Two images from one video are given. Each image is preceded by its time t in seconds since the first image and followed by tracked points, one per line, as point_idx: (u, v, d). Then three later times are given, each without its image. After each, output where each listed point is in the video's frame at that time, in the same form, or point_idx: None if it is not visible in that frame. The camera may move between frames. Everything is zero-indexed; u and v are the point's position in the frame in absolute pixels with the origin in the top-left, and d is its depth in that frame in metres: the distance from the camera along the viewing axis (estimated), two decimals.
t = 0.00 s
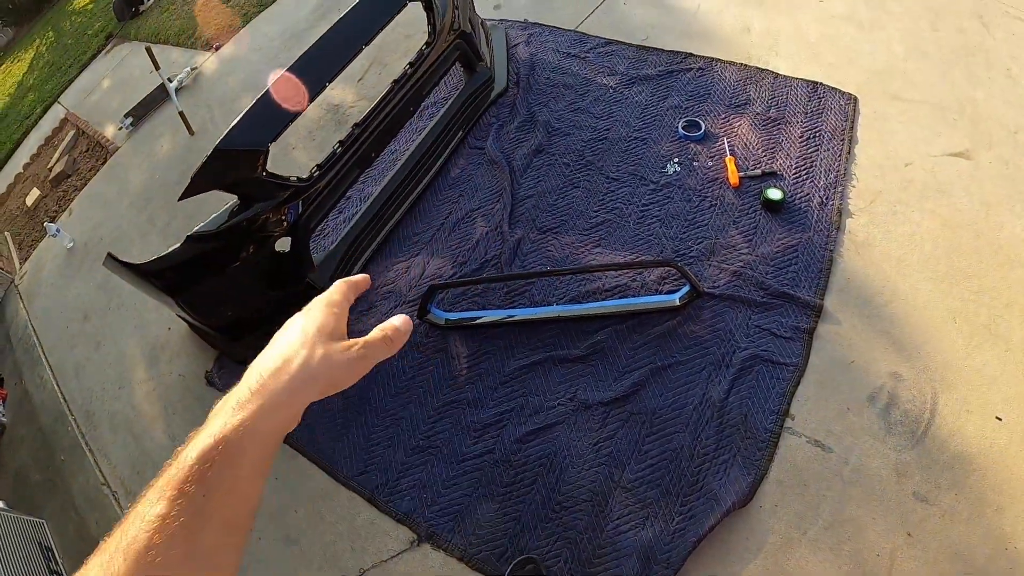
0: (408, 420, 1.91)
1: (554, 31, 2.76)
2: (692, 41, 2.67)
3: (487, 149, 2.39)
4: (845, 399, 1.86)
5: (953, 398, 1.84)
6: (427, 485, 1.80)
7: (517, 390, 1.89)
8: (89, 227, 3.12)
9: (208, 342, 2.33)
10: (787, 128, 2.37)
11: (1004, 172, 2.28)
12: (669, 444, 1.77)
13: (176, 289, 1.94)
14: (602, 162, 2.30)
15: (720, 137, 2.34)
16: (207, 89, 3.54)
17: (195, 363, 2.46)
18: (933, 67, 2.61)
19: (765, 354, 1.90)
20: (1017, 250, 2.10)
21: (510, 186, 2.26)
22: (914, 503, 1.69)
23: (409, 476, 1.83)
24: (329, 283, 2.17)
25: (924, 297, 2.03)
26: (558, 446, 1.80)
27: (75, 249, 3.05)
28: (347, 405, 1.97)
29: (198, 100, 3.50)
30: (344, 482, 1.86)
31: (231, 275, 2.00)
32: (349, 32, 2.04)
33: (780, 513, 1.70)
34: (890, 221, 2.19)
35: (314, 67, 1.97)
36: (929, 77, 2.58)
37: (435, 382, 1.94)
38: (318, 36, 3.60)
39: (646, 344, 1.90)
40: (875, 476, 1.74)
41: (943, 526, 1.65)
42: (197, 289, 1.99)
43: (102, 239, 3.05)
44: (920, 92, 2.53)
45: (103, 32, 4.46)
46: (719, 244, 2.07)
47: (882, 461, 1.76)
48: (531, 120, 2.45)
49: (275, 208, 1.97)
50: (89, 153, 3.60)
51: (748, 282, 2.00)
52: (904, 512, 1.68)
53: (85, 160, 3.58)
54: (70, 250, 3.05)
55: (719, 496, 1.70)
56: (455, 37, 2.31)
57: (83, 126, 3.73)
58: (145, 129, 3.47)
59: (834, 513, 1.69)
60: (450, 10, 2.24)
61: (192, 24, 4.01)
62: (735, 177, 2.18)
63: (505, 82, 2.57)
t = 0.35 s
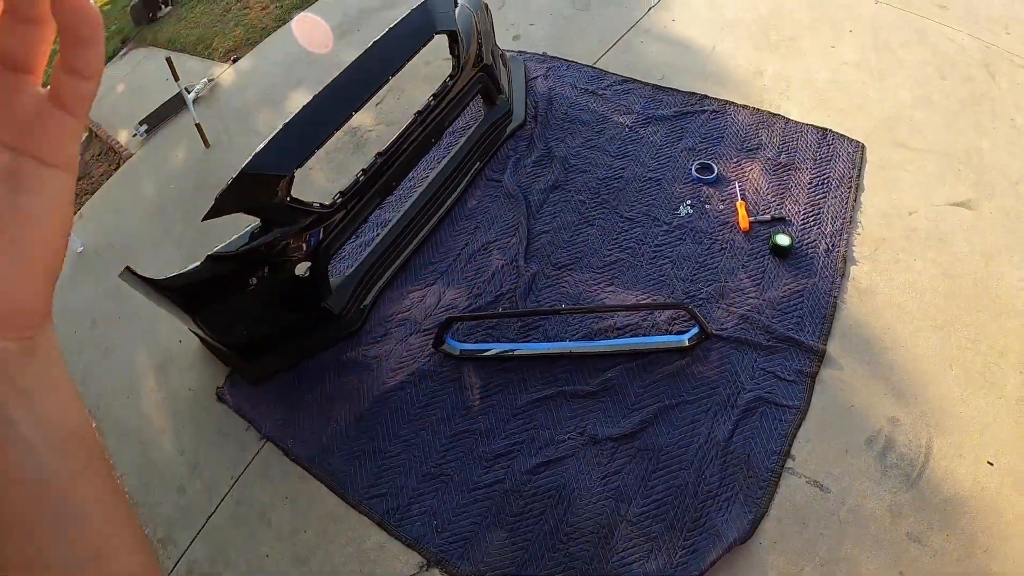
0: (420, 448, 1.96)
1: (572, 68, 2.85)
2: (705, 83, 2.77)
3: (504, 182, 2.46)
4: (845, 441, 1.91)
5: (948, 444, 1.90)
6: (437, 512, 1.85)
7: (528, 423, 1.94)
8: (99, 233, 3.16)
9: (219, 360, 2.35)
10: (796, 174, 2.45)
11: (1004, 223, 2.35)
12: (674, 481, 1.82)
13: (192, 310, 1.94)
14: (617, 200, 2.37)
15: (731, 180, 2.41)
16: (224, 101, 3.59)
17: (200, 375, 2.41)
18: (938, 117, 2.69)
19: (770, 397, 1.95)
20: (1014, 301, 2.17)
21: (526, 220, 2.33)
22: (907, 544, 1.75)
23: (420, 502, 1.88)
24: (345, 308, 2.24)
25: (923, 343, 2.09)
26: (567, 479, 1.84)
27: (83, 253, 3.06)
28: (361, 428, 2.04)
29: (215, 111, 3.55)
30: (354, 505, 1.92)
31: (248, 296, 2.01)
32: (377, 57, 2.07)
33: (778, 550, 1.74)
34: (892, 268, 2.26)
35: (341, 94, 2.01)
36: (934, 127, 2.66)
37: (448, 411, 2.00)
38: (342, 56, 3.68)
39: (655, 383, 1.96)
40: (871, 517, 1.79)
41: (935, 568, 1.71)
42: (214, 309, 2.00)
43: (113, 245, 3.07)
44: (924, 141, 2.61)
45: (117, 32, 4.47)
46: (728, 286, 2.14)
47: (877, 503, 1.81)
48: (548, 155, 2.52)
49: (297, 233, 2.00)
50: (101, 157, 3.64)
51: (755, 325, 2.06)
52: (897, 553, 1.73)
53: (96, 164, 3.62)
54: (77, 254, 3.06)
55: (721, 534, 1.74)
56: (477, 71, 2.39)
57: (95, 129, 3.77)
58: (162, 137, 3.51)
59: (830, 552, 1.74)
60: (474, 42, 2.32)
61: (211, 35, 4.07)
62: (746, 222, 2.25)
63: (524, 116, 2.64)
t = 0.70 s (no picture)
0: (428, 469, 1.91)
1: (590, 90, 2.86)
2: (721, 109, 2.78)
3: (520, 202, 2.44)
4: (859, 475, 1.87)
5: (962, 479, 1.86)
6: (442, 536, 1.79)
7: (540, 448, 1.89)
8: (101, 231, 3.12)
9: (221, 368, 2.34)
10: (813, 206, 2.44)
11: (1019, 260, 2.34)
12: (689, 512, 1.76)
13: (197, 314, 1.92)
14: (634, 224, 2.35)
15: (749, 209, 2.40)
16: (234, 105, 3.57)
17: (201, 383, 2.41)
18: (952, 152, 2.69)
19: (786, 429, 1.91)
20: None
21: (542, 241, 2.31)
22: None
23: (425, 525, 1.82)
24: (353, 322, 2.20)
25: (937, 378, 2.06)
26: (578, 507, 1.78)
27: (84, 251, 3.05)
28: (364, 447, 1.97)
29: (224, 115, 3.53)
30: (356, 526, 1.85)
31: (254, 304, 1.99)
32: (397, 69, 2.06)
33: None
34: (906, 300, 2.24)
35: (360, 104, 1.99)
36: (948, 161, 2.66)
37: (457, 432, 1.95)
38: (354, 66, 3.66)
39: (671, 411, 1.92)
40: (885, 552, 1.74)
41: None
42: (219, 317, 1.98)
43: (114, 244, 3.05)
44: (939, 176, 2.61)
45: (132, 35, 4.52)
46: (746, 316, 2.11)
47: (891, 538, 1.76)
48: (564, 176, 2.51)
49: (308, 244, 1.97)
50: (107, 156, 3.62)
51: (772, 355, 2.03)
52: None
53: (102, 162, 3.60)
54: (79, 251, 3.05)
55: (736, 567, 1.69)
56: (497, 88, 2.37)
57: (103, 128, 3.77)
58: (171, 139, 3.48)
59: None
60: (496, 57, 2.31)
61: (224, 39, 4.07)
62: (764, 251, 2.23)
63: (541, 135, 2.63)
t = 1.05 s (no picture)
0: (419, 493, 1.86)
1: (596, 113, 2.86)
2: (725, 135, 2.78)
3: (522, 222, 2.41)
4: (860, 509, 1.83)
5: (963, 515, 1.82)
6: (433, 561, 1.73)
7: (536, 475, 1.84)
8: (96, 232, 3.08)
9: (211, 380, 2.28)
10: (817, 236, 2.42)
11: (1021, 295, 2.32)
12: (687, 545, 1.71)
13: (189, 322, 1.89)
14: (637, 249, 2.32)
15: (753, 238, 2.37)
16: (236, 112, 3.55)
17: (187, 393, 2.33)
18: (955, 186, 2.69)
19: (787, 462, 1.87)
20: None
21: (543, 264, 2.28)
22: None
23: (415, 549, 1.76)
24: (347, 339, 2.17)
25: (939, 412, 2.03)
26: (574, 537, 1.72)
27: (76, 251, 3.01)
28: (354, 468, 1.95)
29: (224, 122, 3.50)
30: (345, 548, 1.80)
31: (247, 316, 1.95)
32: (402, 83, 2.04)
33: None
34: (908, 333, 2.21)
35: (363, 117, 1.96)
36: (951, 195, 2.65)
37: (450, 455, 1.90)
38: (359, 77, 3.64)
39: (671, 442, 1.87)
40: None
41: None
42: (211, 325, 1.94)
43: (108, 245, 3.00)
44: (943, 209, 2.60)
45: (138, 38, 4.51)
46: (748, 346, 2.08)
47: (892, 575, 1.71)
48: (568, 198, 2.49)
49: (304, 257, 1.93)
50: (105, 156, 3.58)
51: (774, 387, 2.00)
52: None
53: (99, 162, 3.55)
54: (71, 252, 3.01)
55: None
56: (504, 106, 2.37)
57: (102, 128, 3.73)
58: (171, 143, 3.45)
59: None
60: (503, 75, 2.30)
61: (228, 46, 4.05)
62: (768, 281, 2.20)
63: (545, 156, 2.63)
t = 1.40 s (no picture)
0: (393, 514, 1.84)
1: (582, 139, 2.91)
2: (709, 162, 2.82)
3: (504, 247, 2.44)
4: (835, 538, 1.82)
5: (939, 545, 1.82)
6: None
7: (510, 499, 1.83)
8: (84, 240, 3.07)
9: (189, 392, 2.27)
10: (798, 264, 2.45)
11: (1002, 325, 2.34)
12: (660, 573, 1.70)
13: (168, 335, 1.90)
14: (618, 276, 2.34)
15: (735, 266, 2.40)
16: (227, 126, 3.56)
17: (166, 407, 2.31)
18: (939, 215, 2.72)
19: (762, 491, 1.87)
20: (1010, 405, 2.13)
21: (523, 288, 2.30)
22: None
23: (388, 570, 1.74)
24: (327, 357, 2.19)
25: (917, 442, 2.04)
26: (546, 562, 1.71)
27: (62, 258, 3.00)
28: (329, 487, 1.94)
29: (215, 136, 3.51)
30: (317, 567, 1.79)
31: (226, 331, 1.95)
32: (388, 104, 2.05)
33: None
34: (887, 362, 2.23)
35: (348, 138, 1.97)
36: (934, 224, 2.68)
37: (425, 477, 1.90)
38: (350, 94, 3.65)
39: (646, 468, 1.87)
40: None
41: None
42: (190, 339, 1.94)
43: (95, 253, 3.00)
44: (925, 239, 2.62)
45: (133, 46, 4.55)
46: (726, 374, 2.08)
47: None
48: (551, 223, 2.53)
49: (285, 275, 1.94)
50: (95, 164, 3.57)
51: (750, 416, 2.01)
52: None
53: (89, 170, 3.55)
54: (57, 259, 3.01)
55: None
56: (489, 130, 2.41)
57: (94, 135, 3.74)
58: (161, 154, 3.46)
59: None
60: (489, 99, 2.34)
61: (222, 60, 4.07)
62: (747, 309, 2.22)
63: (529, 179, 2.68)
